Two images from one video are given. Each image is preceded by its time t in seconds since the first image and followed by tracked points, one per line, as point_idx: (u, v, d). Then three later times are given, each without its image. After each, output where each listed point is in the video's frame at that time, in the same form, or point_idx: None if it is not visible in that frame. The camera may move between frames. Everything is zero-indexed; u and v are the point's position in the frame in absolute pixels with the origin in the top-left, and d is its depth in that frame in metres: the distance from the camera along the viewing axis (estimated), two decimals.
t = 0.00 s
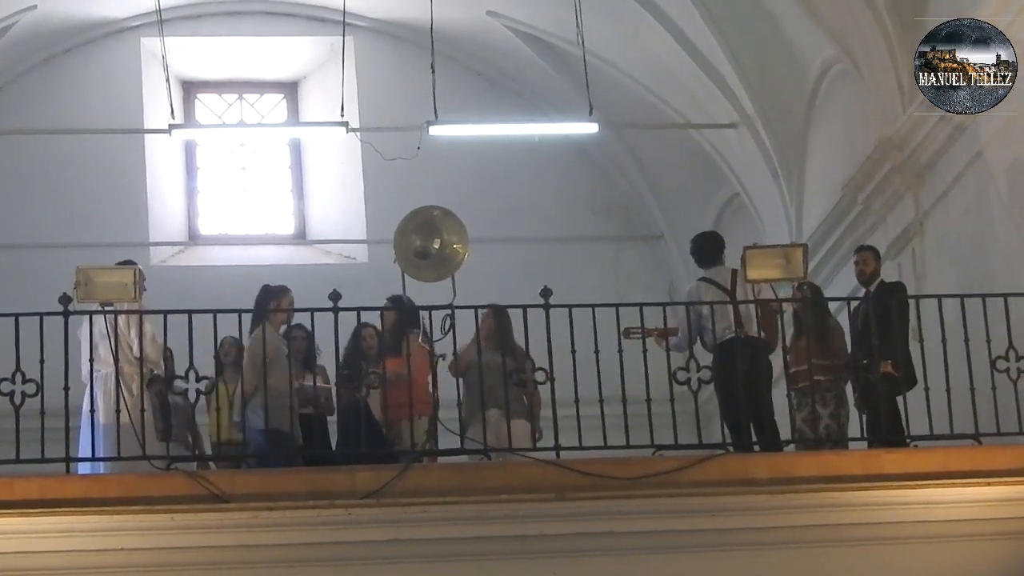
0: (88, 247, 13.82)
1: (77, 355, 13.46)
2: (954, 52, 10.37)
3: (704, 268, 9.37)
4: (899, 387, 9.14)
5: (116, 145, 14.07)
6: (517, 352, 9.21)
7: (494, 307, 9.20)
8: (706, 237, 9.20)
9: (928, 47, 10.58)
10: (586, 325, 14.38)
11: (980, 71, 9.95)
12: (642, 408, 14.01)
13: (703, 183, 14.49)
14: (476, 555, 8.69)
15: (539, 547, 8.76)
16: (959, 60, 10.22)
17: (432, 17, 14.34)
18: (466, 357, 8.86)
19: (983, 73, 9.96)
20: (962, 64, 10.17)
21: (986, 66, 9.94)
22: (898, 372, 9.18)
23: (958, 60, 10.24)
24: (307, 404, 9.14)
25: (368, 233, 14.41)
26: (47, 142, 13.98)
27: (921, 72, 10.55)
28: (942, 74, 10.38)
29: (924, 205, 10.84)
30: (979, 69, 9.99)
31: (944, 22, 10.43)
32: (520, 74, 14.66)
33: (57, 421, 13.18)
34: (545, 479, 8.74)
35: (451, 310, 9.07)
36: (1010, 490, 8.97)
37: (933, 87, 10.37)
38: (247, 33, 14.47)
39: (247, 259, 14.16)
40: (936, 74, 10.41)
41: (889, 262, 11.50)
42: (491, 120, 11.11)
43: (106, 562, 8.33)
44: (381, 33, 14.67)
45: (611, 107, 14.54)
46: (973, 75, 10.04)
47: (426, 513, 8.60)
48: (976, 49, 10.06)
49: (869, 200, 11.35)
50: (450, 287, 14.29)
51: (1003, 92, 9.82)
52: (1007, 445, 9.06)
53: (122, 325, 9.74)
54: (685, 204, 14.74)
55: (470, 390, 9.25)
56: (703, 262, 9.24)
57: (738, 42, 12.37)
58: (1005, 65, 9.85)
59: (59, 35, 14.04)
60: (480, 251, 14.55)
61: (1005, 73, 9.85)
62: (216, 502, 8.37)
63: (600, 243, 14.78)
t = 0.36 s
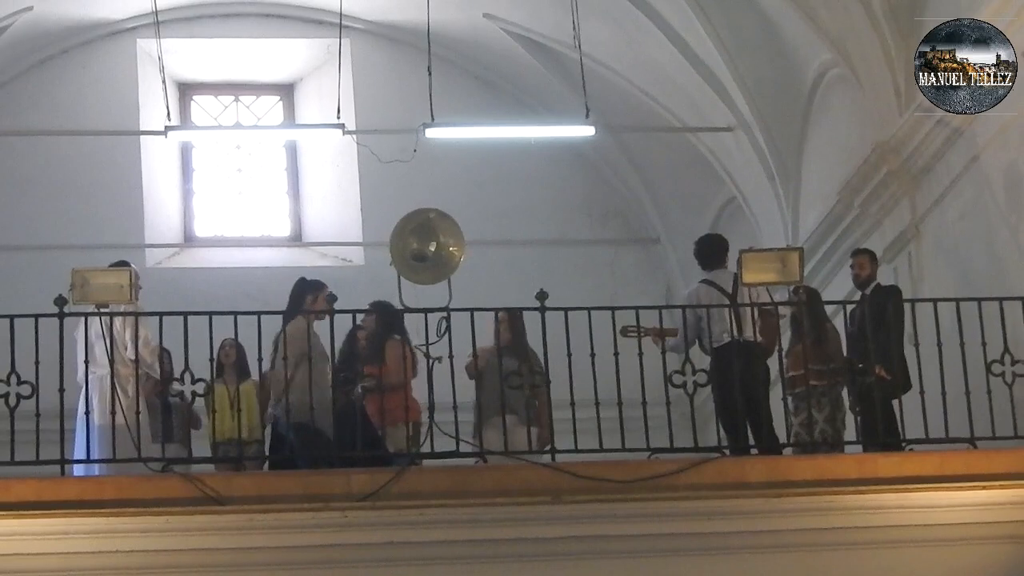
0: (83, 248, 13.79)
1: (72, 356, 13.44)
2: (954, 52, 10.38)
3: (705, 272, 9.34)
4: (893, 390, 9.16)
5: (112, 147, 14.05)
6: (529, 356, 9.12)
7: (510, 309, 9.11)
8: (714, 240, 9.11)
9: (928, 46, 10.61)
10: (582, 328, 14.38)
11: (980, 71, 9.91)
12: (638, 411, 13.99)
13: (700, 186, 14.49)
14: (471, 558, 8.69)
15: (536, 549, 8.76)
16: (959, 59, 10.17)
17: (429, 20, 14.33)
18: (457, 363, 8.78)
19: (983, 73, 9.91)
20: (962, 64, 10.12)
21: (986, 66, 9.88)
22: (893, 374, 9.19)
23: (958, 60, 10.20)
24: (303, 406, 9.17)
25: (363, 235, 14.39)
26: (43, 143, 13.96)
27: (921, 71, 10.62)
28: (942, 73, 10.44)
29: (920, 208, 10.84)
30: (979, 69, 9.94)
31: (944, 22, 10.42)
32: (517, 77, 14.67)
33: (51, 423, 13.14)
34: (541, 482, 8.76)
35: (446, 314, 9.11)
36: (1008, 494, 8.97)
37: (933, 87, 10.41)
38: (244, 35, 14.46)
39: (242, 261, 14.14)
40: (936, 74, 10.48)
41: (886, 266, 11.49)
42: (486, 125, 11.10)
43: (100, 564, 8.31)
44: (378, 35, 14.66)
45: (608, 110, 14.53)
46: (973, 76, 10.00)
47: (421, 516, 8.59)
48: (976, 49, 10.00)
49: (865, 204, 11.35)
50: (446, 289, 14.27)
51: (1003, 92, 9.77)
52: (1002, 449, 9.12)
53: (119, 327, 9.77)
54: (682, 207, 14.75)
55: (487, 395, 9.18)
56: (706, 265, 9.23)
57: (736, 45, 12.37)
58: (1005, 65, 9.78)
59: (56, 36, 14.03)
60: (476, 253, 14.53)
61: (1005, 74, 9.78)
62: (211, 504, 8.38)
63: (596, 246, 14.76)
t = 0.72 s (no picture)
0: (74, 250, 13.80)
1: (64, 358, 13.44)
2: (954, 52, 10.12)
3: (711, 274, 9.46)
4: (884, 395, 9.19)
5: (105, 149, 14.07)
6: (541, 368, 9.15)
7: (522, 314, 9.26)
8: (713, 244, 9.26)
9: (928, 46, 10.35)
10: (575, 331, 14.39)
11: (980, 71, 9.73)
12: (629, 414, 14.01)
13: (693, 190, 14.50)
14: (458, 561, 8.73)
15: (524, 552, 8.79)
16: (959, 60, 9.97)
17: (420, 23, 14.31)
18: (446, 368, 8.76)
19: (983, 73, 9.74)
20: (961, 64, 9.93)
21: (986, 66, 9.70)
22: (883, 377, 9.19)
23: (958, 60, 9.98)
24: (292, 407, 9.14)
25: (354, 237, 14.40)
26: (36, 145, 13.96)
27: (921, 71, 10.38)
28: (942, 73, 10.23)
29: (911, 213, 10.85)
30: (979, 69, 9.76)
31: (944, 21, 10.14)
32: (509, 81, 14.66)
33: (43, 424, 13.17)
34: (532, 486, 8.77)
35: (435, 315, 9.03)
36: (997, 499, 8.99)
37: (932, 87, 10.22)
38: (236, 37, 14.45)
39: (233, 264, 14.15)
40: (936, 75, 10.27)
41: (876, 271, 11.51)
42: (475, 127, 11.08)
43: (87, 567, 8.33)
44: (369, 38, 14.66)
45: (601, 113, 14.53)
46: (973, 76, 9.82)
47: (413, 520, 8.62)
48: (976, 49, 9.78)
49: (857, 209, 11.35)
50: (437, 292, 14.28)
51: (1002, 92, 9.62)
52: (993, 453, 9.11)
53: (109, 329, 9.79)
54: (676, 210, 14.75)
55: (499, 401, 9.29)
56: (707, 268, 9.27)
57: (728, 50, 12.36)
58: (1005, 65, 9.61)
59: (47, 38, 14.02)
60: (468, 256, 14.54)
61: (1005, 73, 9.62)
62: (203, 506, 8.39)
63: (589, 249, 14.77)
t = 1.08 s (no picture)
0: (65, 256, 13.79)
1: (54, 365, 13.43)
2: (954, 52, 10.04)
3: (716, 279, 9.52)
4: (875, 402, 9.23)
5: (95, 155, 14.07)
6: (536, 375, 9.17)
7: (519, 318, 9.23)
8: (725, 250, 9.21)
9: (928, 46, 10.26)
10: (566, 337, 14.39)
11: (980, 70, 9.70)
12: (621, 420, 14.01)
13: (684, 196, 14.51)
14: (447, 567, 8.71)
15: (514, 558, 8.76)
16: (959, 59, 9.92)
17: (411, 29, 14.31)
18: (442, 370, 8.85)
19: (983, 73, 9.71)
20: (961, 64, 9.89)
21: (986, 66, 9.68)
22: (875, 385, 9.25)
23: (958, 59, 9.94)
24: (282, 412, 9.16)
25: (345, 243, 14.40)
26: (26, 151, 13.95)
27: (921, 71, 10.28)
28: (942, 74, 10.12)
29: (901, 219, 10.85)
30: (979, 69, 9.73)
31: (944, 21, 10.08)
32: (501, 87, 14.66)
33: (33, 430, 13.15)
34: (523, 492, 8.78)
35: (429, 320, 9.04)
36: (985, 505, 9.03)
37: (933, 86, 10.13)
38: (227, 43, 14.45)
39: (224, 270, 14.15)
40: (936, 75, 10.16)
41: (867, 278, 11.52)
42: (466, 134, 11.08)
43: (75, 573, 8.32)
44: (360, 44, 14.66)
45: (593, 119, 14.53)
46: (973, 76, 9.79)
47: (406, 525, 8.64)
48: (976, 49, 9.77)
49: (848, 216, 11.36)
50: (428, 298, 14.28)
51: (1002, 92, 9.54)
52: (985, 460, 9.12)
53: (100, 337, 9.81)
54: (668, 216, 14.76)
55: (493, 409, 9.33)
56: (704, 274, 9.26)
57: (719, 56, 12.36)
58: (1006, 65, 9.58)
59: (38, 43, 14.01)
60: (459, 262, 14.54)
61: (1005, 73, 9.59)
62: (192, 512, 8.40)
63: (580, 254, 14.79)
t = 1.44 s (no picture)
0: (53, 261, 13.76)
1: (43, 370, 13.40)
2: (954, 52, 9.79)
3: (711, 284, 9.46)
4: (865, 408, 9.21)
5: (83, 159, 14.03)
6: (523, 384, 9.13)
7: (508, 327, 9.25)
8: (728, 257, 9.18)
9: (928, 46, 9.97)
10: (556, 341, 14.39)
11: (980, 70, 9.55)
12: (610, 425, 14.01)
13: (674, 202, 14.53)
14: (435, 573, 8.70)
15: (502, 564, 8.75)
16: (959, 59, 9.68)
17: (400, 34, 14.28)
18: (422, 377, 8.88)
19: (983, 73, 9.57)
20: (962, 64, 9.66)
21: (986, 66, 9.53)
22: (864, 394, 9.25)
23: (959, 60, 9.70)
24: (269, 416, 9.18)
25: (333, 249, 14.39)
26: (14, 155, 13.91)
27: (921, 71, 9.98)
28: (942, 74, 9.87)
29: (890, 226, 10.87)
30: (979, 69, 9.58)
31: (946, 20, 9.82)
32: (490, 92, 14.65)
33: (20, 436, 13.13)
34: (512, 498, 8.80)
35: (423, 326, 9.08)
36: (974, 510, 9.05)
37: (932, 87, 9.88)
38: (216, 48, 14.42)
39: (212, 275, 14.15)
40: (936, 75, 9.89)
41: (856, 284, 11.53)
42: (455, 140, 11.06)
43: None
44: (349, 49, 14.64)
45: (582, 124, 14.52)
46: (973, 76, 9.63)
47: (392, 531, 8.60)
48: (976, 49, 9.59)
49: (837, 222, 11.37)
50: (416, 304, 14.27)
51: (1003, 92, 9.42)
52: (974, 466, 9.16)
53: (89, 341, 9.83)
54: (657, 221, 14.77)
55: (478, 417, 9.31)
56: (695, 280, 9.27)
57: (709, 62, 12.36)
58: (1005, 65, 9.43)
59: (25, 48, 13.96)
60: (448, 267, 14.54)
61: (1005, 73, 9.44)
62: (180, 518, 8.40)
63: (571, 259, 14.80)
